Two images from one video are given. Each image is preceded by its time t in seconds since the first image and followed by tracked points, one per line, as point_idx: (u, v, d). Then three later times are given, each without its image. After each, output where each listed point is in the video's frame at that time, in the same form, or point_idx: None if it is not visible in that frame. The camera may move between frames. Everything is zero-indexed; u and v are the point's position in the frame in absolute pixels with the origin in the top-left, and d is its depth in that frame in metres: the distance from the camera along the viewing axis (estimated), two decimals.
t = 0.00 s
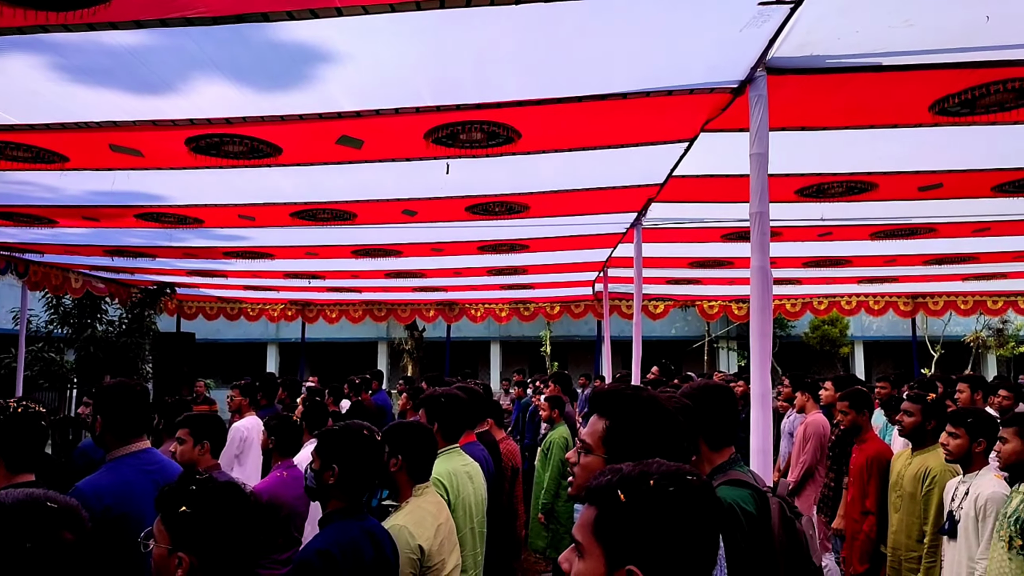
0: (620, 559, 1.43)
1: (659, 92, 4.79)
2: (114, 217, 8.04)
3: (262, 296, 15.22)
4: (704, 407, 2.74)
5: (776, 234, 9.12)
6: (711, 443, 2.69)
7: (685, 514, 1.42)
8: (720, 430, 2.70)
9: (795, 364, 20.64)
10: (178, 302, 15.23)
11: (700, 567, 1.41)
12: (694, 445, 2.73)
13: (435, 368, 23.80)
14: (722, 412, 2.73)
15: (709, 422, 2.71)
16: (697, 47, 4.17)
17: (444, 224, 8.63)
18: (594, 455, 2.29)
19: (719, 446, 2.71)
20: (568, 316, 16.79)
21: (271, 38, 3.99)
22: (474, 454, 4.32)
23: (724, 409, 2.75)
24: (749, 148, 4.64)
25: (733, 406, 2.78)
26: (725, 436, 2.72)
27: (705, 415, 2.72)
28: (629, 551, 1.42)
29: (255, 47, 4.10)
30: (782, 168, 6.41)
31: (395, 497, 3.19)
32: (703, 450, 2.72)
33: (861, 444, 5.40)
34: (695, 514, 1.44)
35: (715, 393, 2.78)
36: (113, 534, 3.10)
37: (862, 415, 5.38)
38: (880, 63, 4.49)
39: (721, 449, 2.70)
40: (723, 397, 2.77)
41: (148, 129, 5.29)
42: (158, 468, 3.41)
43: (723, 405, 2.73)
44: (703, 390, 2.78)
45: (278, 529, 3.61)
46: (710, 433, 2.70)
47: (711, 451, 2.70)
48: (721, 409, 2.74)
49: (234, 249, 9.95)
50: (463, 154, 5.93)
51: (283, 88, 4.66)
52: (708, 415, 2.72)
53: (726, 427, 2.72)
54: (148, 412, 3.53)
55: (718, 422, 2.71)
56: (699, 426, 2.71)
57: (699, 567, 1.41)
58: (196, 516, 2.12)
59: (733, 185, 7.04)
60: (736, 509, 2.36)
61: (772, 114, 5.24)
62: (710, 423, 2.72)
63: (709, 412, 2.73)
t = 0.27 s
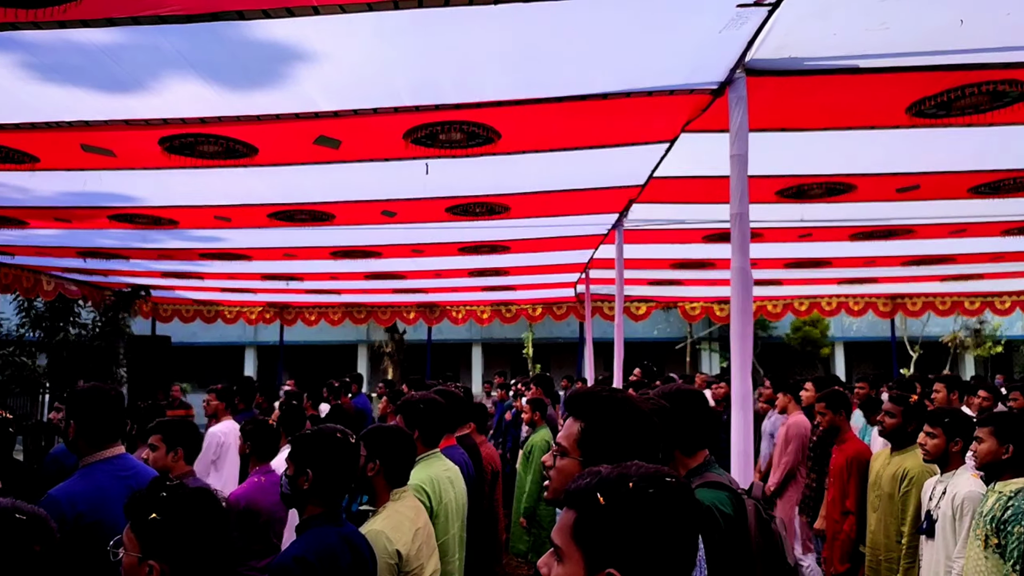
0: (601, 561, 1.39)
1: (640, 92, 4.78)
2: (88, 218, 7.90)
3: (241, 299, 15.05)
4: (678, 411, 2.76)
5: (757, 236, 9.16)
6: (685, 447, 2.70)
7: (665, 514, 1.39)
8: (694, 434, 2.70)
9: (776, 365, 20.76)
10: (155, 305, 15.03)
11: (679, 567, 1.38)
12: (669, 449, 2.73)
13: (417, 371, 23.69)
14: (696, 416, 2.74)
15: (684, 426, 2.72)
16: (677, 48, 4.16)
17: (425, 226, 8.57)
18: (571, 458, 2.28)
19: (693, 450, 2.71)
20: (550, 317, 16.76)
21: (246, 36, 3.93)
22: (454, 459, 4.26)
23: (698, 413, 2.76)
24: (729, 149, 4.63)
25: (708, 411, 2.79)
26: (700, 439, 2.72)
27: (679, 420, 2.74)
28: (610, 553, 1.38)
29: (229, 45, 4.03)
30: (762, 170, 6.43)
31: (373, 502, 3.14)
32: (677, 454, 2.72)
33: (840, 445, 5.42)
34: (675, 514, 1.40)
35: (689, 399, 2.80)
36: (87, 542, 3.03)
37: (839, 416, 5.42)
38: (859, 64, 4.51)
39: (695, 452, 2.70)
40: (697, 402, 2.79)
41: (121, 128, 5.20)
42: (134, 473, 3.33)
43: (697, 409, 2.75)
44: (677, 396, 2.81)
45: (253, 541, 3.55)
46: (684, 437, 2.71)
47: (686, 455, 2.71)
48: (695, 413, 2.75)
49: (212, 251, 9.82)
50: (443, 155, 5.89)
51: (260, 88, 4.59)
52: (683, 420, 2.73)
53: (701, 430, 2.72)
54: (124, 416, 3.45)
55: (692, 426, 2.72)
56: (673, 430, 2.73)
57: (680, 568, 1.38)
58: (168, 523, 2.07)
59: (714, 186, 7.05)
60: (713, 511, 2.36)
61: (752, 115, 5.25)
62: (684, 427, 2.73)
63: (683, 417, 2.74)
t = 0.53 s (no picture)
0: (585, 558, 1.42)
1: (625, 94, 4.82)
2: (73, 219, 7.86)
3: (228, 299, 14.99)
4: (657, 413, 2.82)
5: (742, 236, 9.24)
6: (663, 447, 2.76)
7: (648, 512, 1.43)
8: (673, 435, 2.77)
9: (763, 364, 20.92)
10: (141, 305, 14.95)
11: (661, 566, 1.42)
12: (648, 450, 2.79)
13: (405, 371, 23.68)
14: (674, 417, 2.82)
15: (663, 427, 2.79)
16: (662, 50, 4.21)
17: (412, 226, 8.59)
18: (552, 455, 2.31)
19: (672, 451, 2.77)
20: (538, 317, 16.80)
21: (233, 37, 3.94)
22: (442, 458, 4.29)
23: (676, 414, 2.83)
24: (714, 151, 4.69)
25: (685, 413, 2.87)
26: (678, 441, 2.78)
27: (657, 421, 2.80)
28: (595, 551, 1.41)
29: (216, 46, 4.04)
30: (746, 171, 6.49)
31: (359, 502, 3.15)
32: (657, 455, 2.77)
33: (823, 443, 5.50)
34: (658, 513, 1.44)
35: (668, 401, 2.87)
36: (74, 543, 3.03)
37: (821, 412, 5.53)
38: (841, 67, 4.57)
39: (674, 453, 2.77)
40: (674, 403, 2.87)
41: (107, 129, 5.19)
42: (120, 474, 3.33)
43: (675, 411, 2.82)
44: (656, 396, 2.89)
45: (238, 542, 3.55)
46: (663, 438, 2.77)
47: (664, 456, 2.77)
48: (673, 415, 2.83)
49: (199, 251, 9.79)
50: (430, 156, 5.91)
51: (246, 88, 4.60)
52: (661, 420, 2.80)
53: (680, 431, 2.79)
54: (110, 417, 3.45)
55: (671, 427, 2.78)
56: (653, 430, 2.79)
57: (662, 567, 1.42)
58: (151, 523, 2.09)
59: (699, 187, 7.11)
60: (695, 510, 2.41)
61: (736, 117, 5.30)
62: (662, 428, 2.79)
63: (662, 418, 2.81)
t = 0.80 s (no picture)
0: (569, 555, 1.43)
1: (609, 92, 4.83)
2: (54, 219, 7.78)
3: (213, 298, 14.89)
4: (639, 410, 2.84)
5: (727, 232, 9.29)
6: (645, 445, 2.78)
7: (632, 508, 1.44)
8: (653, 432, 2.79)
9: (749, 360, 21.04)
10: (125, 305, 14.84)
11: (644, 564, 1.43)
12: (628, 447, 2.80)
13: (392, 369, 23.63)
14: (656, 414, 2.85)
15: (644, 424, 2.81)
16: (644, 48, 4.22)
17: (398, 224, 8.57)
18: (531, 451, 2.37)
19: (652, 448, 2.79)
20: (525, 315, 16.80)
21: (213, 34, 3.92)
22: (427, 455, 4.30)
23: (656, 410, 2.86)
24: (696, 147, 4.71)
25: (666, 409, 2.90)
26: (659, 438, 2.81)
27: (639, 418, 2.82)
28: (578, 547, 1.42)
29: (197, 44, 4.02)
30: (730, 167, 6.52)
31: (344, 501, 3.17)
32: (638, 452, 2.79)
33: (807, 437, 5.54)
34: (641, 509, 1.45)
35: (650, 396, 2.91)
36: (54, 545, 3.01)
37: (803, 408, 5.57)
38: (822, 64, 4.61)
39: (654, 451, 2.79)
40: (655, 399, 2.90)
41: (87, 128, 5.14)
42: (101, 476, 3.32)
43: (656, 407, 2.85)
44: (638, 391, 2.92)
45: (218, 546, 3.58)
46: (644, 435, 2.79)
47: (646, 453, 2.79)
48: (654, 411, 2.85)
49: (183, 251, 9.72)
50: (414, 154, 5.90)
51: (227, 87, 4.57)
52: (642, 416, 2.82)
53: (660, 429, 2.82)
54: (92, 419, 3.43)
55: (652, 423, 2.81)
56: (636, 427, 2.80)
57: (645, 563, 1.43)
58: (130, 526, 2.08)
59: (683, 184, 7.14)
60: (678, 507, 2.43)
61: (719, 114, 5.33)
62: (642, 425, 2.81)
63: (643, 415, 2.83)
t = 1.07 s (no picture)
0: (535, 548, 1.42)
1: (583, 87, 4.83)
2: (17, 208, 7.61)
3: (183, 291, 14.67)
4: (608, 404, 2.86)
5: (701, 229, 9.36)
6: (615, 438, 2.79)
7: (598, 501, 1.44)
8: (623, 426, 2.81)
9: (721, 356, 21.26)
10: (92, 297, 14.57)
11: (609, 557, 1.43)
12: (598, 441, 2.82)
13: (366, 364, 23.50)
14: (625, 408, 2.86)
15: (614, 419, 2.82)
16: (618, 43, 4.23)
17: (371, 218, 8.51)
18: (498, 445, 2.38)
19: (622, 442, 2.81)
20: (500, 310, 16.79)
21: (181, 21, 3.85)
22: (398, 449, 4.27)
23: (626, 404, 2.87)
24: (669, 144, 4.73)
25: (635, 404, 2.92)
26: (628, 431, 2.82)
27: (609, 412, 2.83)
28: (544, 540, 1.42)
29: (165, 30, 3.94)
30: (703, 164, 6.57)
31: (312, 495, 3.13)
32: (607, 445, 2.80)
33: (777, 434, 5.60)
34: (608, 502, 1.45)
35: (620, 389, 2.92)
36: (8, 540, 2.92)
37: (771, 405, 5.61)
38: (794, 64, 4.65)
39: (624, 444, 2.80)
40: (624, 393, 2.91)
41: (51, 115, 5.02)
42: (63, 471, 3.24)
43: (625, 401, 2.87)
44: (608, 385, 2.94)
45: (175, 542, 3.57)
46: (614, 429, 2.80)
47: (615, 446, 2.80)
48: (623, 405, 2.87)
49: (151, 242, 9.56)
50: (388, 146, 5.85)
51: (196, 75, 4.49)
52: (611, 410, 2.83)
53: (629, 422, 2.84)
54: (52, 413, 3.36)
55: (622, 417, 2.83)
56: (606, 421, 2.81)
57: (610, 556, 1.43)
58: (87, 519, 2.08)
59: (657, 181, 7.17)
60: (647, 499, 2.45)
61: (693, 111, 5.36)
62: (612, 418, 2.83)
63: (612, 409, 2.84)
